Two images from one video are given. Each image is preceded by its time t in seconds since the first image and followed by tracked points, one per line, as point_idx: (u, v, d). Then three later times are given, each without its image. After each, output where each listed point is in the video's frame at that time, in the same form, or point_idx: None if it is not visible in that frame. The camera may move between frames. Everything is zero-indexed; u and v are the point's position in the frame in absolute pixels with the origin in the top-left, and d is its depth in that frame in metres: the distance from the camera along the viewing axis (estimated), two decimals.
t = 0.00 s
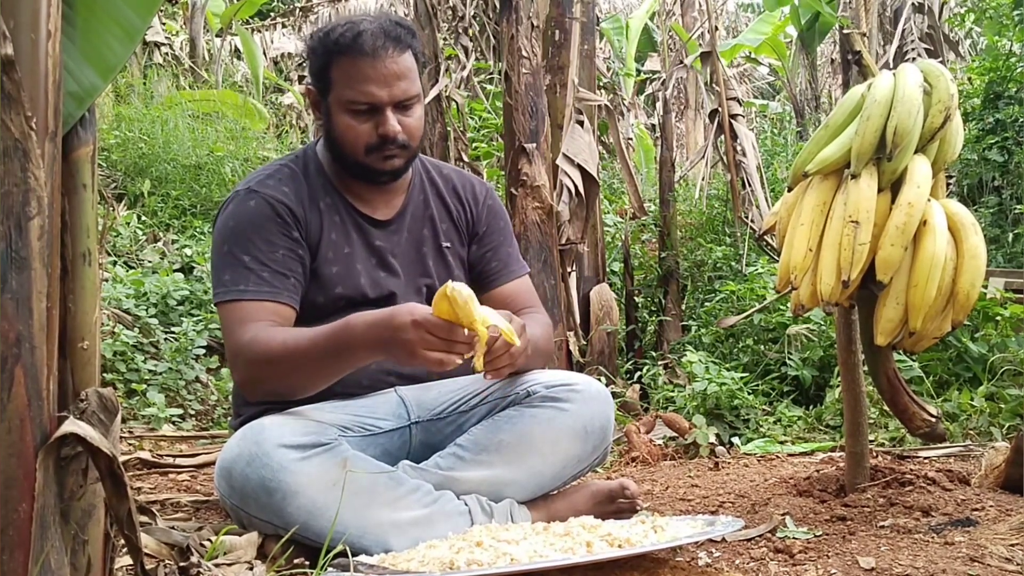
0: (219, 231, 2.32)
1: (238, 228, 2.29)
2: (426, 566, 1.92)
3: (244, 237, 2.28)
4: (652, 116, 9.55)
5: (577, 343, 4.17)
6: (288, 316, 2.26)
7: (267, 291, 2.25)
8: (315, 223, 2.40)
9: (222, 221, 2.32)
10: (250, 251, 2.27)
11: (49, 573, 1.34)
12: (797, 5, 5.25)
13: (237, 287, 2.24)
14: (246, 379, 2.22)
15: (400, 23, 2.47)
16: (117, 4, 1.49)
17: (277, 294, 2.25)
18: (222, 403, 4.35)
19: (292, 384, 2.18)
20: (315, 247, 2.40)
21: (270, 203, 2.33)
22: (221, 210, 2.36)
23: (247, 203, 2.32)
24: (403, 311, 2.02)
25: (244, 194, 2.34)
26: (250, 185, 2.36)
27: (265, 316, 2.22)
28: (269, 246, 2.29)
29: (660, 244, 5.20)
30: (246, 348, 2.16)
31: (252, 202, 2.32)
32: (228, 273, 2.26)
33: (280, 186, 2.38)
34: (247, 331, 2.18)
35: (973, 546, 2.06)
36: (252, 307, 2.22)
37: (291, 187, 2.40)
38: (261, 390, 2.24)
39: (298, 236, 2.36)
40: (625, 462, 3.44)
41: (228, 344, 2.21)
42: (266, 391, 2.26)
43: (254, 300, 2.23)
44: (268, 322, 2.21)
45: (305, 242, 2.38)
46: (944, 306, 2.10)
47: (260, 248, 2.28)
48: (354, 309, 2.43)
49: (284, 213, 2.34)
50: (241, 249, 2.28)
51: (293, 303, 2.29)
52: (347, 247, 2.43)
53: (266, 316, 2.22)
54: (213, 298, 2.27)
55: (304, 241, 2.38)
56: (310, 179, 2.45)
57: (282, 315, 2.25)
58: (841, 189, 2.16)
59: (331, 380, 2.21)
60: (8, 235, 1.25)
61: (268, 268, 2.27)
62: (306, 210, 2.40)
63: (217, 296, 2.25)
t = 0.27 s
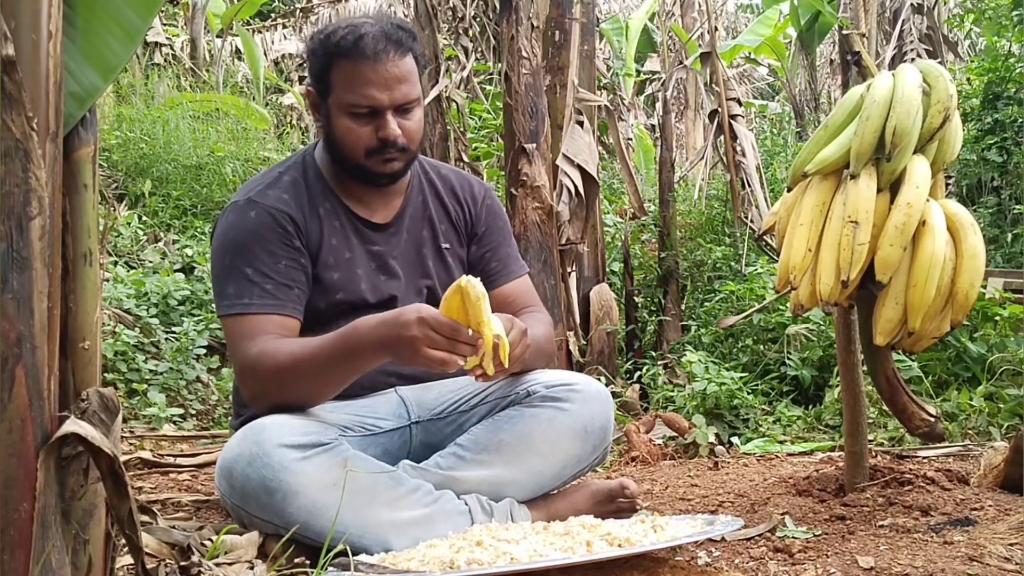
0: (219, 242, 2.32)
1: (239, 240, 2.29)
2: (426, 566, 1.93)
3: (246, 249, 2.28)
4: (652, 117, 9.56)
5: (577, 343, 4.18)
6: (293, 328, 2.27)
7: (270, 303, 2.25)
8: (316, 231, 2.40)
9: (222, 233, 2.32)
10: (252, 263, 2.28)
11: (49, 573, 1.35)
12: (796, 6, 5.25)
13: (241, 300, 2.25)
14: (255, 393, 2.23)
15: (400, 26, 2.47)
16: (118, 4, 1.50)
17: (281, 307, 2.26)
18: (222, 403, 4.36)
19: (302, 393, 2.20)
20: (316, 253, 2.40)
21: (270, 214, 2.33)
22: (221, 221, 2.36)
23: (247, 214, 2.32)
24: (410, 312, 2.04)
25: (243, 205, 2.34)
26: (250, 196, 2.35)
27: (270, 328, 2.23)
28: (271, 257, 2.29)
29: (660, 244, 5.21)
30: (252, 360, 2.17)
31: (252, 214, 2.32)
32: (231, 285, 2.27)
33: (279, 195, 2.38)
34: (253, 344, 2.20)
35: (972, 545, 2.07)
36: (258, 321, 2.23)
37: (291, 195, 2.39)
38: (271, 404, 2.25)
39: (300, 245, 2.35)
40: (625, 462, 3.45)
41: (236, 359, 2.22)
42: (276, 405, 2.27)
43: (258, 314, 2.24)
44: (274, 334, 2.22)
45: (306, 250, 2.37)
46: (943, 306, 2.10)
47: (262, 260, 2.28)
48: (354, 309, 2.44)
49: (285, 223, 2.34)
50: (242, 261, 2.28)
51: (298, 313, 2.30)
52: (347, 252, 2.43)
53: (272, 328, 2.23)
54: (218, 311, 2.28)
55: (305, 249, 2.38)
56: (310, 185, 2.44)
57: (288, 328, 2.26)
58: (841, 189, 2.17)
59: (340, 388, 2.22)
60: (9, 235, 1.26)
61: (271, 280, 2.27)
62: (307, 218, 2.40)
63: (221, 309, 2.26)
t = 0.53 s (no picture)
0: (214, 247, 2.31)
1: (235, 244, 2.29)
2: (426, 566, 1.93)
3: (241, 253, 2.28)
4: (652, 116, 9.56)
5: (577, 344, 4.17)
6: (289, 331, 2.26)
7: (266, 308, 2.25)
8: (311, 234, 2.40)
9: (217, 238, 2.32)
10: (248, 267, 2.27)
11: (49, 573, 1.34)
12: (797, 5, 5.25)
13: (238, 305, 2.25)
14: (254, 400, 2.23)
15: (392, 26, 2.46)
16: (117, 3, 1.50)
17: (277, 311, 2.26)
18: (222, 403, 4.36)
19: (301, 400, 2.20)
20: (311, 256, 2.39)
21: (265, 217, 2.32)
22: (215, 226, 2.35)
23: (242, 217, 2.32)
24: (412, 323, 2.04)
25: (237, 209, 2.33)
26: (244, 200, 2.35)
27: (268, 334, 2.22)
28: (267, 261, 2.28)
29: (660, 244, 5.21)
30: (250, 366, 2.17)
31: (247, 217, 2.31)
32: (227, 290, 2.27)
33: (274, 198, 2.37)
34: (252, 350, 2.19)
35: (973, 546, 2.07)
36: (255, 325, 2.23)
37: (285, 198, 2.39)
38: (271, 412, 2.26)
39: (295, 248, 2.35)
40: (625, 462, 3.44)
41: (234, 365, 2.22)
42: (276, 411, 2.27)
43: (255, 318, 2.23)
44: (272, 340, 2.22)
45: (301, 253, 2.37)
46: (943, 306, 2.10)
47: (257, 264, 2.28)
48: (353, 310, 2.44)
49: (281, 227, 2.34)
50: (238, 265, 2.28)
51: (294, 317, 2.29)
52: (343, 254, 2.42)
53: (268, 333, 2.23)
54: (214, 317, 2.28)
55: (301, 252, 2.37)
56: (304, 186, 2.44)
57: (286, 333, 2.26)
58: (841, 188, 2.16)
59: (342, 394, 2.23)
60: (9, 235, 1.26)
61: (267, 284, 2.27)
62: (302, 221, 2.39)
63: (219, 315, 2.26)
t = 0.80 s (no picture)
0: (212, 249, 2.31)
1: (233, 245, 2.29)
2: (426, 566, 1.93)
3: (239, 255, 2.28)
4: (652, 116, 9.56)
5: (577, 344, 4.17)
6: (287, 332, 2.26)
7: (264, 309, 2.25)
8: (309, 235, 2.40)
9: (215, 239, 2.31)
10: (246, 269, 2.27)
11: (49, 573, 1.35)
12: (797, 6, 5.25)
13: (236, 307, 2.24)
14: (252, 404, 2.22)
15: (383, 25, 2.46)
16: (117, 3, 1.50)
17: (275, 312, 2.26)
18: (222, 403, 4.36)
19: (300, 404, 2.19)
20: (309, 257, 2.39)
21: (263, 219, 2.32)
22: (212, 228, 2.34)
23: (239, 219, 2.31)
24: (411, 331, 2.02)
25: (234, 210, 2.33)
26: (241, 201, 2.35)
27: (266, 337, 2.22)
28: (264, 262, 2.28)
29: (660, 244, 5.21)
30: (249, 370, 2.16)
31: (244, 218, 2.31)
32: (225, 292, 2.27)
33: (271, 200, 2.37)
34: (250, 354, 2.19)
35: (973, 546, 2.07)
36: (253, 327, 2.23)
37: (282, 199, 2.39)
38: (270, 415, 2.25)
39: (293, 249, 2.35)
40: (625, 462, 3.44)
41: (233, 368, 2.21)
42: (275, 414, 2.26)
43: (253, 319, 2.23)
44: (269, 342, 2.21)
45: (299, 254, 2.37)
46: (943, 306, 2.10)
47: (255, 266, 2.27)
48: (353, 310, 2.44)
49: (278, 228, 2.34)
50: (236, 267, 2.28)
51: (292, 319, 2.29)
52: (340, 255, 2.42)
53: (267, 336, 2.22)
54: (212, 319, 2.27)
55: (298, 253, 2.37)
56: (301, 186, 2.44)
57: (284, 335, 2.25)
58: (841, 189, 2.17)
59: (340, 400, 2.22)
60: (9, 235, 1.26)
61: (265, 286, 2.27)
62: (300, 222, 2.39)
63: (217, 317, 2.25)
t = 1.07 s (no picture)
0: (212, 248, 2.31)
1: (232, 246, 2.29)
2: (426, 566, 1.93)
3: (238, 255, 2.28)
4: (652, 117, 9.56)
5: (577, 344, 4.18)
6: (286, 332, 2.26)
7: (264, 309, 2.25)
8: (308, 235, 2.40)
9: (215, 239, 2.31)
10: (245, 269, 2.27)
11: (49, 573, 1.35)
12: (797, 6, 5.25)
13: (235, 307, 2.24)
14: (252, 403, 2.22)
15: (385, 26, 2.46)
16: (117, 3, 1.50)
17: (274, 313, 2.26)
18: (223, 403, 4.36)
19: (301, 404, 2.19)
20: (308, 257, 2.39)
21: (263, 219, 2.32)
22: (212, 229, 2.34)
23: (239, 219, 2.31)
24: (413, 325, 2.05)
25: (234, 210, 2.33)
26: (241, 201, 2.35)
27: (266, 338, 2.22)
28: (264, 263, 2.28)
29: (660, 244, 5.21)
30: (249, 369, 2.16)
31: (244, 218, 2.31)
32: (225, 292, 2.27)
33: (270, 200, 2.37)
34: (250, 354, 2.19)
35: (973, 546, 2.07)
36: (253, 327, 2.23)
37: (282, 199, 2.39)
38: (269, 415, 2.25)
39: (292, 249, 2.35)
40: (625, 462, 3.44)
41: (233, 369, 2.21)
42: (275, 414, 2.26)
43: (253, 320, 2.23)
44: (270, 344, 2.21)
45: (298, 254, 2.37)
46: (943, 306, 2.10)
47: (254, 266, 2.27)
48: (352, 310, 2.44)
49: (277, 228, 2.33)
50: (235, 267, 2.28)
51: (291, 319, 2.29)
52: (340, 256, 2.42)
53: (267, 337, 2.23)
54: (212, 319, 2.27)
55: (298, 253, 2.37)
56: (301, 186, 2.44)
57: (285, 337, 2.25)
58: (841, 189, 2.17)
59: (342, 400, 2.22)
60: (9, 235, 1.26)
61: (264, 286, 2.27)
62: (299, 222, 2.39)
63: (217, 317, 2.25)
